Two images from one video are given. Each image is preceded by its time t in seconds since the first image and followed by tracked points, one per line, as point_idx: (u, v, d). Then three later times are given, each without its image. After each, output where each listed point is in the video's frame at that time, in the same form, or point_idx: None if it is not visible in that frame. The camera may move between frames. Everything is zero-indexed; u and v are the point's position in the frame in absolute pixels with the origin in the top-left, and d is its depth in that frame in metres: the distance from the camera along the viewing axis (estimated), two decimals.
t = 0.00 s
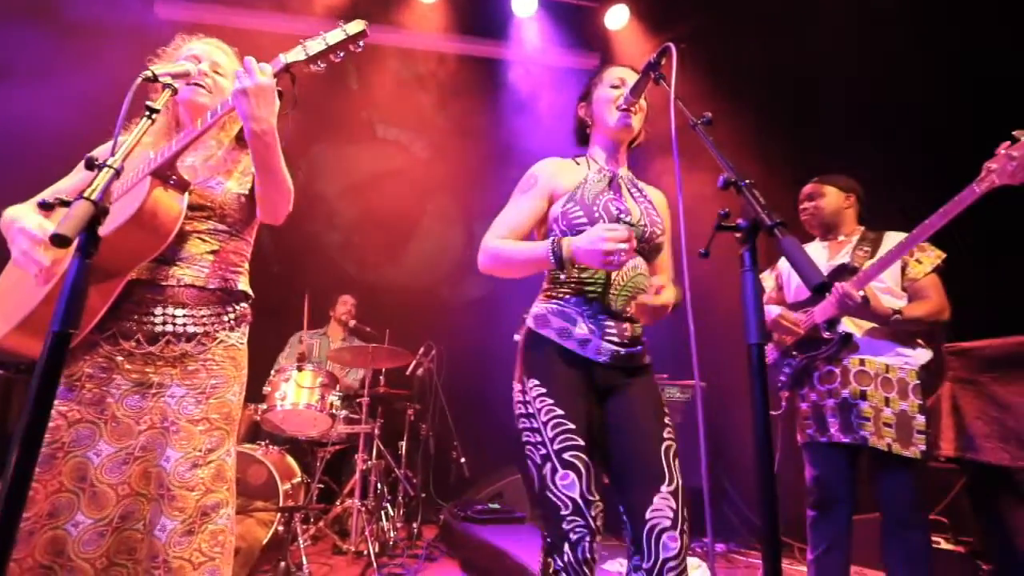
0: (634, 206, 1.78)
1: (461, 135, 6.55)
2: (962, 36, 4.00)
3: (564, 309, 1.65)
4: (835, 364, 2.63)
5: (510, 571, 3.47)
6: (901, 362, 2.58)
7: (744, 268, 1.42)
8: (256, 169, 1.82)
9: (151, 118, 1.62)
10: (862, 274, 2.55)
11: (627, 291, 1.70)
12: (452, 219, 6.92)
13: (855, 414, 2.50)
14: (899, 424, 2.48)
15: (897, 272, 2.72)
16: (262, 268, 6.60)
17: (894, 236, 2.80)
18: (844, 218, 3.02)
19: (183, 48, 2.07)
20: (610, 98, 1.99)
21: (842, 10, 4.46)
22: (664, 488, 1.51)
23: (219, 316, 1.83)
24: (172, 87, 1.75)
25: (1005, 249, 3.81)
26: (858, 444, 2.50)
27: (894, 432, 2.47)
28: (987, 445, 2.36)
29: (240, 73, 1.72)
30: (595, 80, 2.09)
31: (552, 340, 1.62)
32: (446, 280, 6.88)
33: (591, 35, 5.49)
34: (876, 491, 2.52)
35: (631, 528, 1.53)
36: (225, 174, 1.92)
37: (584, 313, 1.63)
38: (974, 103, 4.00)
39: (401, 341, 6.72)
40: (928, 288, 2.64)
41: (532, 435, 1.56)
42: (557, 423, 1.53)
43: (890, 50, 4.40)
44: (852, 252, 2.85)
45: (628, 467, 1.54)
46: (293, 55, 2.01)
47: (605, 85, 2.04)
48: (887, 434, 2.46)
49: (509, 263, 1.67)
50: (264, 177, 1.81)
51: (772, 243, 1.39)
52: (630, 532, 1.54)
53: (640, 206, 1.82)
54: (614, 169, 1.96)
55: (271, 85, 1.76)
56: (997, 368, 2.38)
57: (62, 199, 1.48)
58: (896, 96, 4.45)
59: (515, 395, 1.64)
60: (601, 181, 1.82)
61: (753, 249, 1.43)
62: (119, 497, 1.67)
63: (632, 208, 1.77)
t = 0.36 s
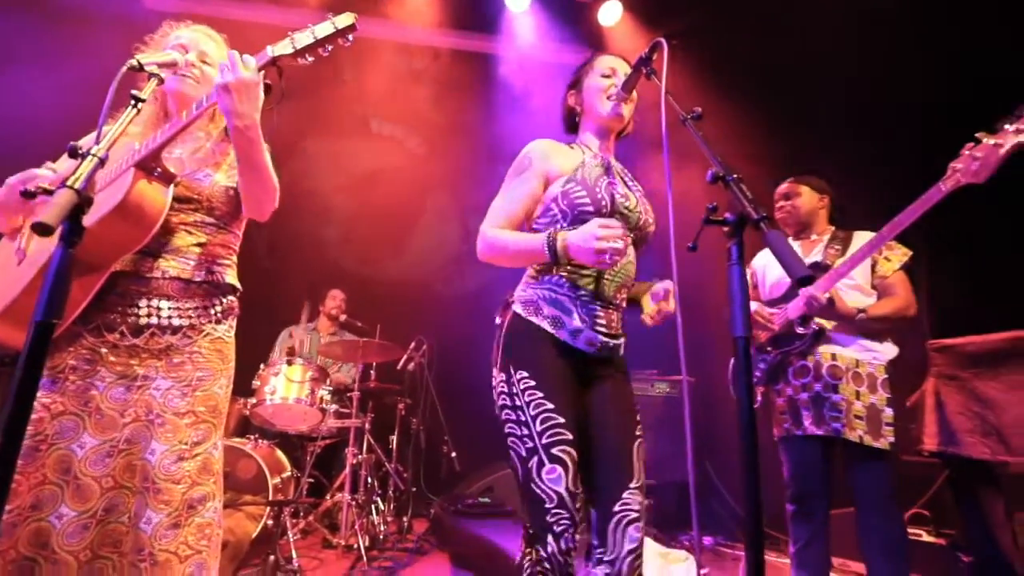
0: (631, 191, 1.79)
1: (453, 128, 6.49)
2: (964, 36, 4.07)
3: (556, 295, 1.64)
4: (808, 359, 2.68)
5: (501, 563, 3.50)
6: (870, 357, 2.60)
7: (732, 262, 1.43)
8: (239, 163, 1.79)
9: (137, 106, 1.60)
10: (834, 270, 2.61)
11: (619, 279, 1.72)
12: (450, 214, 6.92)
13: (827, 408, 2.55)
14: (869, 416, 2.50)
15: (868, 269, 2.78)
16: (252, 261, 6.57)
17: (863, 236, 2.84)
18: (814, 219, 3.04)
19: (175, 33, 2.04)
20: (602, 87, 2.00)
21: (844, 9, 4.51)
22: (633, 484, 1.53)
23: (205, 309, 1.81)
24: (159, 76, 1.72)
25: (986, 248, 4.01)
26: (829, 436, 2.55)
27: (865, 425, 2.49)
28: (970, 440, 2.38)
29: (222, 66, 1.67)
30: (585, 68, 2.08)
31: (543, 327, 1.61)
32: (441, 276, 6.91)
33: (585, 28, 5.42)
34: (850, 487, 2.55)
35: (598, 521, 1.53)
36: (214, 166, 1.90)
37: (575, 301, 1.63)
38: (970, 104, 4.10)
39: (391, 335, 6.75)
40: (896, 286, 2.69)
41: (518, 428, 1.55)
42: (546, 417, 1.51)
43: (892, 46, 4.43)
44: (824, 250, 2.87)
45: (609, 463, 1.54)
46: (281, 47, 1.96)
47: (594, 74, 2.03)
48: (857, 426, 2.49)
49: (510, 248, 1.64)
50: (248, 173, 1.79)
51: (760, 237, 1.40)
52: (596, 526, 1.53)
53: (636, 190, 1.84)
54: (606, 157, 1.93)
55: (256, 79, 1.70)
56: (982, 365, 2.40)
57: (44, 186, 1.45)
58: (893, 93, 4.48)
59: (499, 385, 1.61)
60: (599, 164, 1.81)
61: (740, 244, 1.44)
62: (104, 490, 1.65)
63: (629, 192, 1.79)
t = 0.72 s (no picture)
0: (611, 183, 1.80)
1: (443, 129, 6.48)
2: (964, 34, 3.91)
3: (539, 294, 1.69)
4: (779, 356, 2.72)
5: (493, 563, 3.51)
6: (837, 353, 2.67)
7: (714, 263, 1.45)
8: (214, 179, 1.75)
9: (123, 108, 1.59)
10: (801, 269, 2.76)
11: (607, 272, 1.70)
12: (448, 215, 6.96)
13: (797, 401, 2.59)
14: (835, 410, 2.56)
15: (831, 269, 2.85)
16: (243, 264, 6.56)
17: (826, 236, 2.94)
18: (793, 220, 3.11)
19: (163, 35, 2.03)
20: (590, 90, 2.00)
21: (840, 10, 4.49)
22: (611, 492, 1.53)
23: (193, 312, 1.80)
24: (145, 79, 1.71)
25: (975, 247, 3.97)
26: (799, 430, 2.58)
27: (831, 418, 2.55)
28: (952, 435, 2.37)
29: (183, 89, 1.64)
30: (574, 70, 2.09)
31: (529, 327, 1.65)
32: (435, 276, 6.96)
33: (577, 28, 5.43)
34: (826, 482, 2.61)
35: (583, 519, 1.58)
36: (201, 166, 1.87)
37: (558, 297, 1.66)
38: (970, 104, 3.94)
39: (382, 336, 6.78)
40: (858, 285, 2.78)
41: (503, 420, 1.61)
42: (523, 413, 1.56)
43: (893, 45, 4.35)
44: (791, 252, 2.95)
45: (593, 464, 1.55)
46: (269, 47, 1.98)
47: (583, 76, 2.05)
48: (824, 420, 2.55)
49: (498, 257, 1.71)
50: (224, 189, 1.74)
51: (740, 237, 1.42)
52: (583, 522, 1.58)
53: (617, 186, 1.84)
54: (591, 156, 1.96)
55: (218, 97, 1.68)
56: (963, 360, 2.37)
57: (30, 189, 1.44)
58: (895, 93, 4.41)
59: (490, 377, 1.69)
60: (574, 166, 1.85)
61: (722, 244, 1.46)
62: (90, 495, 1.64)
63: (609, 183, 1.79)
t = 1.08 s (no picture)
0: (591, 186, 1.87)
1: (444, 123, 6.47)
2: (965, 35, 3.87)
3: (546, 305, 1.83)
4: (765, 355, 2.74)
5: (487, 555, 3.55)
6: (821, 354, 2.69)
7: (710, 261, 1.47)
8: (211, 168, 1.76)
9: (125, 96, 1.59)
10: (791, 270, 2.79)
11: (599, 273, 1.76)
12: (446, 209, 6.94)
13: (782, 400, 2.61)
14: (818, 410, 2.58)
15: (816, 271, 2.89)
16: (240, 255, 6.55)
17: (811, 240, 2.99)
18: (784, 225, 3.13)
19: (163, 20, 2.03)
20: (593, 88, 2.03)
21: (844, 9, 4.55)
22: (614, 483, 1.61)
23: (192, 301, 1.81)
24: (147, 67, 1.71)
25: (970, 248, 3.88)
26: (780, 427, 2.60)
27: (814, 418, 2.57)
28: (943, 437, 2.39)
29: (181, 78, 1.64)
30: (578, 71, 2.12)
31: (542, 338, 1.82)
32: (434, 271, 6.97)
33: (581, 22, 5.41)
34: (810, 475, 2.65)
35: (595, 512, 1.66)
36: (200, 156, 1.88)
37: (562, 308, 1.78)
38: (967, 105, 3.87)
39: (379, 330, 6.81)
40: (842, 286, 2.86)
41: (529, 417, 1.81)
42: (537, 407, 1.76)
43: (894, 45, 4.34)
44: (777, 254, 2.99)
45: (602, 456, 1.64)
46: (269, 36, 1.98)
47: (588, 76, 2.08)
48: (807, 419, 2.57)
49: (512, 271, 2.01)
50: (221, 178, 1.75)
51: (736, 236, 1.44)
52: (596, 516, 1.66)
53: (602, 184, 1.85)
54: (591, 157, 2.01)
55: (218, 86, 1.68)
56: (955, 363, 2.38)
57: (33, 175, 1.45)
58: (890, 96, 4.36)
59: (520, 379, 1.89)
60: (565, 174, 1.98)
61: (718, 243, 1.48)
62: (88, 481, 1.66)
63: (588, 187, 1.87)
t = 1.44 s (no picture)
0: (601, 195, 1.87)
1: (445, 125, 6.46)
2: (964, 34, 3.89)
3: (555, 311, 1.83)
4: (765, 356, 2.74)
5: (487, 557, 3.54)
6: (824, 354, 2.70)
7: (708, 265, 1.48)
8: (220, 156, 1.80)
9: (128, 99, 1.61)
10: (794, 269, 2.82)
11: (606, 278, 1.79)
12: (447, 210, 6.94)
13: (780, 401, 2.62)
14: (816, 412, 2.59)
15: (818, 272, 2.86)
16: (241, 256, 6.59)
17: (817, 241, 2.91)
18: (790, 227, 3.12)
19: (159, 25, 2.04)
20: (592, 95, 2.06)
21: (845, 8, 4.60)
22: (621, 492, 1.64)
23: (186, 305, 1.82)
24: (149, 70, 1.73)
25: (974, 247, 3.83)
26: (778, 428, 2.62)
27: (811, 420, 2.59)
28: (941, 439, 2.39)
29: (197, 78, 1.67)
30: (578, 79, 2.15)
31: (545, 344, 1.81)
32: (434, 273, 6.99)
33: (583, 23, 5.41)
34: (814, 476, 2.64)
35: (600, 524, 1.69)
36: (198, 161, 1.89)
37: (571, 313, 1.79)
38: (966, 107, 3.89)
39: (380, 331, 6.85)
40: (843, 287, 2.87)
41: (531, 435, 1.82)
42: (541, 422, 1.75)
43: (894, 45, 4.36)
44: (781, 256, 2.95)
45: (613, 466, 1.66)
46: (269, 51, 1.98)
47: (588, 83, 2.10)
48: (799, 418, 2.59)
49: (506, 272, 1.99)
50: (235, 174, 1.81)
51: (734, 238, 1.45)
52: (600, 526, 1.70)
53: (609, 193, 1.88)
54: (591, 166, 2.02)
55: (240, 85, 1.72)
56: (953, 365, 2.38)
57: (37, 179, 1.46)
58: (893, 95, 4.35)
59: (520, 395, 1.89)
60: (574, 180, 1.97)
61: (716, 247, 1.49)
62: (80, 482, 1.65)
63: (599, 195, 1.87)
